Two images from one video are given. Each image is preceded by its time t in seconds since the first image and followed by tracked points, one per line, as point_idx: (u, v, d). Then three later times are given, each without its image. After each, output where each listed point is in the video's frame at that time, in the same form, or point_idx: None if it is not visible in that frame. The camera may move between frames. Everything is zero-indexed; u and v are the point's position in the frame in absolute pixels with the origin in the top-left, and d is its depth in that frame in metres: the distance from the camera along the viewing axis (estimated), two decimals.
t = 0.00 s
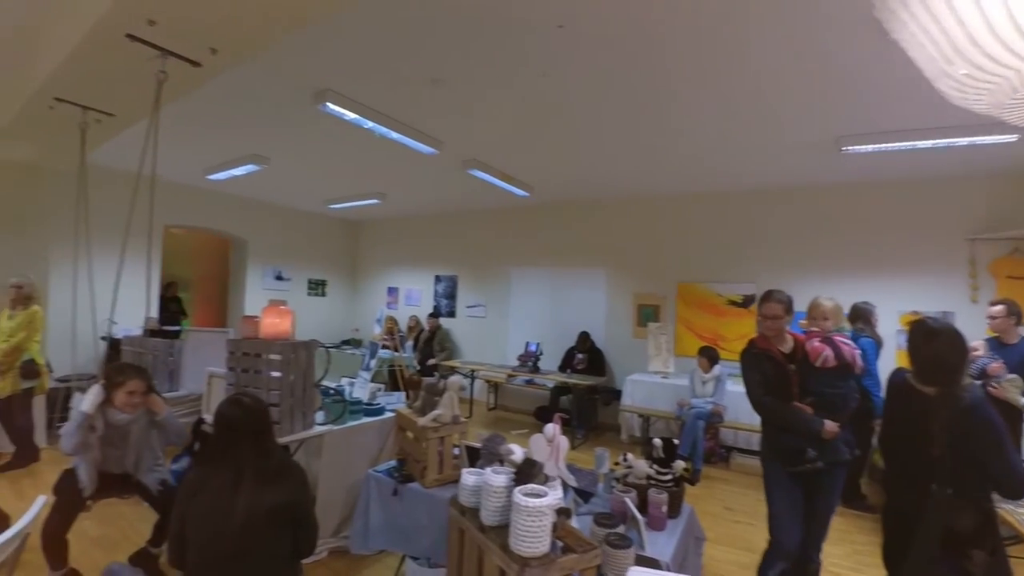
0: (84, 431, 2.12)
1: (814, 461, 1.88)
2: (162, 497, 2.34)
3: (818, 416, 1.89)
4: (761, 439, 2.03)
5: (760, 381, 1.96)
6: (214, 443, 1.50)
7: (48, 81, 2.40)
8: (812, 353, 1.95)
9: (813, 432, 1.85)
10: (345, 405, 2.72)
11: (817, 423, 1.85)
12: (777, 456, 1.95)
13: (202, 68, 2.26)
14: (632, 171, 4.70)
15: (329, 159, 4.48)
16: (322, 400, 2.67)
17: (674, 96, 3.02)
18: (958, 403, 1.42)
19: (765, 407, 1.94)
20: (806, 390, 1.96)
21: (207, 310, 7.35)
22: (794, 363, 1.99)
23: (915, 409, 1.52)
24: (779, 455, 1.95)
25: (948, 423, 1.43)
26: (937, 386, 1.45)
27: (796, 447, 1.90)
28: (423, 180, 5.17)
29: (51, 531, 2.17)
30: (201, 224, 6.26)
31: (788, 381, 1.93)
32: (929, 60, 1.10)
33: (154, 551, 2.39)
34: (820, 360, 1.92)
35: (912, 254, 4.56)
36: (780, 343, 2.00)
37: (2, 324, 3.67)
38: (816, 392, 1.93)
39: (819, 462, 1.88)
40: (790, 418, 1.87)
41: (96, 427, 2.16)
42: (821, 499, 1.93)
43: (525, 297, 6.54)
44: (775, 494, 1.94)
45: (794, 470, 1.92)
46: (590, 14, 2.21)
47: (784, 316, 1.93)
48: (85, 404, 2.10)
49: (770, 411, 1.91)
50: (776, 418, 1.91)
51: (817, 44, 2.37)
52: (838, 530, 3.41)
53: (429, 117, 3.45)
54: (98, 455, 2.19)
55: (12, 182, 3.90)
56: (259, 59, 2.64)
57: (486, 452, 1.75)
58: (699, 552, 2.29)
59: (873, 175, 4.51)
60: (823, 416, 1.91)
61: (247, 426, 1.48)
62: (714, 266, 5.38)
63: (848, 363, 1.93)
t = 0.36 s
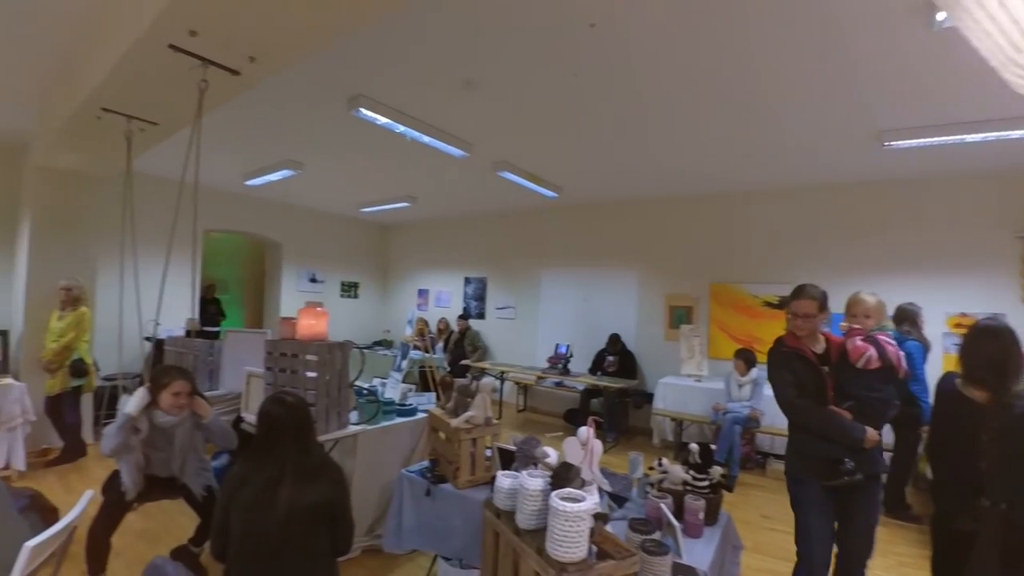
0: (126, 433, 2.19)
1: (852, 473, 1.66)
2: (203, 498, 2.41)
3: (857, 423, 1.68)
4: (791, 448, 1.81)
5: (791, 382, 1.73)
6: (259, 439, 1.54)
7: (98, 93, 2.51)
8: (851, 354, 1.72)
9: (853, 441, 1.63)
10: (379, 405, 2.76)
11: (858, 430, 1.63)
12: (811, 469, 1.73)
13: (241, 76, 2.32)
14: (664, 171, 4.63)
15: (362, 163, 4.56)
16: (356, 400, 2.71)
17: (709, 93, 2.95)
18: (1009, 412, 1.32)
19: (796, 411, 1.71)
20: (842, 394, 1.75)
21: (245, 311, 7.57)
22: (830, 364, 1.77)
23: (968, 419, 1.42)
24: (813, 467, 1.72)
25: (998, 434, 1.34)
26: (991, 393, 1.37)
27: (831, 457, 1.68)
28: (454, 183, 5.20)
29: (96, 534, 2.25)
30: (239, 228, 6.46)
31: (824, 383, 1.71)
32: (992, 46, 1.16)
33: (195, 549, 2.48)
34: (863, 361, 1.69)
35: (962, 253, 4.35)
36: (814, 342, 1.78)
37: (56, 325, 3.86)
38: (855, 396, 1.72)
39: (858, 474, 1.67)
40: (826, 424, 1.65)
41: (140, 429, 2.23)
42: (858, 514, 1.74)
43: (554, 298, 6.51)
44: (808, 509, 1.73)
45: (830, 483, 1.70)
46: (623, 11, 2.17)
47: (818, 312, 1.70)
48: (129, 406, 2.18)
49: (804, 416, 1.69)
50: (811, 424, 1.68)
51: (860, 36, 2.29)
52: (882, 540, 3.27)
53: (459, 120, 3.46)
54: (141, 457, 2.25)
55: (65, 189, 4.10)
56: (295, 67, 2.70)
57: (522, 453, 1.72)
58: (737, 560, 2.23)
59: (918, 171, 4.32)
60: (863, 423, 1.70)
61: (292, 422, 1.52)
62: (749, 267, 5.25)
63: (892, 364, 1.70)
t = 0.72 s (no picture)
0: (168, 433, 2.26)
1: (884, 489, 1.51)
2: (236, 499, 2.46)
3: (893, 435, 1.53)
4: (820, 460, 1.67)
5: (821, 390, 1.60)
6: (294, 438, 1.57)
7: (139, 101, 2.60)
8: (889, 359, 1.57)
9: (888, 455, 1.48)
10: (409, 405, 2.79)
11: (893, 443, 1.49)
12: (840, 482, 1.59)
13: (275, 82, 2.37)
14: (694, 169, 4.56)
15: (392, 166, 4.61)
16: (387, 400, 2.75)
17: (741, 90, 2.89)
18: None
19: (825, 420, 1.58)
20: (878, 403, 1.60)
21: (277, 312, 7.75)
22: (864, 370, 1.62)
23: None
24: (842, 480, 1.58)
25: None
26: None
27: (861, 470, 1.54)
28: (482, 184, 5.22)
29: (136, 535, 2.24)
30: (272, 230, 6.62)
31: (858, 390, 1.57)
32: None
33: (229, 546, 2.54)
34: (903, 367, 1.53)
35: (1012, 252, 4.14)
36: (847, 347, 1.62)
37: (99, 325, 4.03)
38: (891, 404, 1.57)
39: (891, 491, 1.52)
40: (857, 435, 1.51)
41: (181, 429, 2.31)
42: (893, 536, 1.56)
43: (581, 299, 6.47)
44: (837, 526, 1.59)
45: (862, 499, 1.56)
46: (654, 7, 2.13)
47: (850, 315, 1.55)
48: (170, 406, 2.25)
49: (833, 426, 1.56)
50: (840, 434, 1.55)
51: (903, 28, 2.20)
52: (927, 552, 3.13)
53: (487, 122, 3.47)
54: (182, 457, 2.32)
55: (109, 194, 4.26)
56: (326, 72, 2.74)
57: (554, 456, 1.72)
58: (772, 568, 2.15)
59: (964, 167, 4.14)
60: (899, 434, 1.55)
61: (327, 423, 1.55)
62: (783, 267, 5.12)
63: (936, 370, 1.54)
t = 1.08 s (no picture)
0: (194, 428, 2.30)
1: (922, 511, 1.44)
2: (262, 497, 2.49)
3: (936, 453, 1.44)
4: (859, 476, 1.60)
5: (859, 401, 1.53)
6: (321, 440, 1.59)
7: (175, 108, 2.68)
8: (932, 370, 1.48)
9: (928, 475, 1.41)
10: (435, 405, 2.80)
11: (935, 462, 1.40)
12: (877, 502, 1.53)
13: (305, 87, 2.41)
14: (723, 168, 4.48)
15: (418, 169, 4.65)
16: (414, 401, 2.76)
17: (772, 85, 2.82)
18: None
19: (861, 434, 1.52)
20: (921, 418, 1.51)
21: (305, 313, 7.89)
22: (907, 380, 1.53)
23: None
24: (880, 499, 1.52)
25: None
26: None
27: (898, 490, 1.48)
28: (507, 186, 5.23)
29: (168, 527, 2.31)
30: (301, 233, 6.74)
31: (898, 401, 1.49)
32: None
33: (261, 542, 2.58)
34: (946, 378, 1.45)
35: None
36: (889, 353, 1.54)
37: (136, 325, 4.16)
38: (936, 420, 1.47)
39: (928, 513, 1.44)
40: (894, 453, 1.45)
41: (207, 426, 2.35)
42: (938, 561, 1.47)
43: (607, 301, 6.43)
44: (875, 545, 1.54)
45: (899, 520, 1.49)
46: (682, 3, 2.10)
47: (891, 319, 1.47)
48: (198, 403, 2.32)
49: (868, 443, 1.50)
50: (876, 450, 1.49)
51: (945, 19, 2.12)
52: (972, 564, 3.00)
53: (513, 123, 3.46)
54: (208, 453, 2.35)
55: (145, 199, 4.40)
56: (355, 77, 2.78)
57: (585, 459, 1.71)
58: None
59: (1010, 162, 3.97)
60: (943, 452, 1.44)
61: (353, 424, 1.56)
62: (815, 267, 4.99)
63: (983, 384, 1.46)
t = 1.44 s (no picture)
0: (222, 420, 2.37)
1: (991, 536, 1.29)
2: (290, 488, 2.54)
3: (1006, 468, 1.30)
4: (916, 498, 1.47)
5: (916, 411, 1.40)
6: (350, 438, 1.60)
7: (209, 112, 2.74)
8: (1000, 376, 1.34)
9: (996, 491, 1.28)
10: (463, 404, 2.82)
11: (1004, 477, 1.28)
12: (939, 525, 1.39)
13: (335, 89, 2.44)
14: (752, 164, 4.40)
15: (445, 168, 4.68)
16: (442, 399, 2.79)
17: (805, 78, 2.75)
18: None
19: (918, 447, 1.39)
20: (985, 430, 1.38)
21: (333, 311, 8.02)
22: (970, 390, 1.40)
23: None
24: (942, 522, 1.38)
25: None
26: None
27: (961, 511, 1.34)
28: (533, 185, 5.23)
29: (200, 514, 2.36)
30: (329, 233, 6.85)
31: (961, 413, 1.36)
32: None
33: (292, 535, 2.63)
34: (1013, 384, 1.32)
35: None
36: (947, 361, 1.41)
37: (171, 322, 4.26)
38: (1003, 432, 1.35)
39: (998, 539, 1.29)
40: (957, 468, 1.32)
41: (235, 418, 2.41)
42: None
43: (633, 299, 6.36)
44: None
45: (964, 547, 1.34)
46: None
47: (938, 325, 1.36)
48: (226, 396, 2.37)
49: (928, 457, 1.37)
50: (936, 466, 1.36)
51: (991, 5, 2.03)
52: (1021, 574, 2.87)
53: (539, 121, 3.45)
54: (235, 443, 2.41)
55: (180, 201, 4.53)
56: (383, 78, 2.81)
57: (617, 460, 1.70)
58: None
59: None
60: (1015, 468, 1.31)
61: (381, 422, 1.57)
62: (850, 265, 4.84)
63: None
